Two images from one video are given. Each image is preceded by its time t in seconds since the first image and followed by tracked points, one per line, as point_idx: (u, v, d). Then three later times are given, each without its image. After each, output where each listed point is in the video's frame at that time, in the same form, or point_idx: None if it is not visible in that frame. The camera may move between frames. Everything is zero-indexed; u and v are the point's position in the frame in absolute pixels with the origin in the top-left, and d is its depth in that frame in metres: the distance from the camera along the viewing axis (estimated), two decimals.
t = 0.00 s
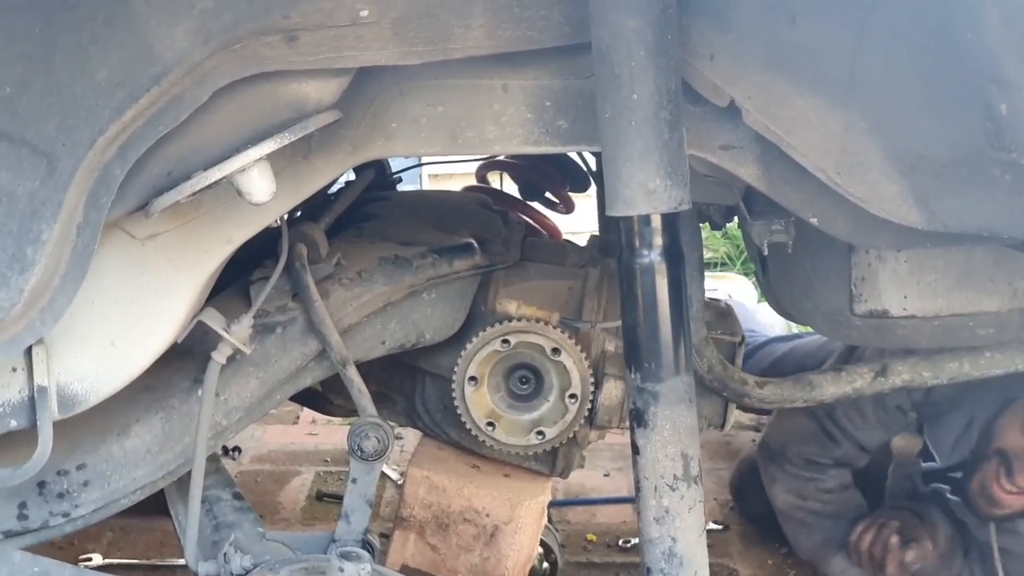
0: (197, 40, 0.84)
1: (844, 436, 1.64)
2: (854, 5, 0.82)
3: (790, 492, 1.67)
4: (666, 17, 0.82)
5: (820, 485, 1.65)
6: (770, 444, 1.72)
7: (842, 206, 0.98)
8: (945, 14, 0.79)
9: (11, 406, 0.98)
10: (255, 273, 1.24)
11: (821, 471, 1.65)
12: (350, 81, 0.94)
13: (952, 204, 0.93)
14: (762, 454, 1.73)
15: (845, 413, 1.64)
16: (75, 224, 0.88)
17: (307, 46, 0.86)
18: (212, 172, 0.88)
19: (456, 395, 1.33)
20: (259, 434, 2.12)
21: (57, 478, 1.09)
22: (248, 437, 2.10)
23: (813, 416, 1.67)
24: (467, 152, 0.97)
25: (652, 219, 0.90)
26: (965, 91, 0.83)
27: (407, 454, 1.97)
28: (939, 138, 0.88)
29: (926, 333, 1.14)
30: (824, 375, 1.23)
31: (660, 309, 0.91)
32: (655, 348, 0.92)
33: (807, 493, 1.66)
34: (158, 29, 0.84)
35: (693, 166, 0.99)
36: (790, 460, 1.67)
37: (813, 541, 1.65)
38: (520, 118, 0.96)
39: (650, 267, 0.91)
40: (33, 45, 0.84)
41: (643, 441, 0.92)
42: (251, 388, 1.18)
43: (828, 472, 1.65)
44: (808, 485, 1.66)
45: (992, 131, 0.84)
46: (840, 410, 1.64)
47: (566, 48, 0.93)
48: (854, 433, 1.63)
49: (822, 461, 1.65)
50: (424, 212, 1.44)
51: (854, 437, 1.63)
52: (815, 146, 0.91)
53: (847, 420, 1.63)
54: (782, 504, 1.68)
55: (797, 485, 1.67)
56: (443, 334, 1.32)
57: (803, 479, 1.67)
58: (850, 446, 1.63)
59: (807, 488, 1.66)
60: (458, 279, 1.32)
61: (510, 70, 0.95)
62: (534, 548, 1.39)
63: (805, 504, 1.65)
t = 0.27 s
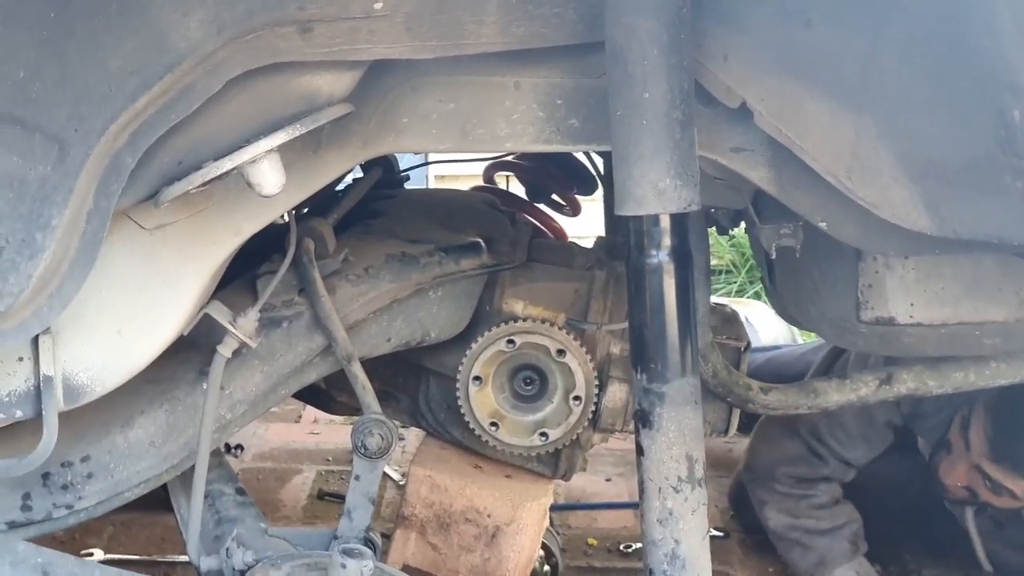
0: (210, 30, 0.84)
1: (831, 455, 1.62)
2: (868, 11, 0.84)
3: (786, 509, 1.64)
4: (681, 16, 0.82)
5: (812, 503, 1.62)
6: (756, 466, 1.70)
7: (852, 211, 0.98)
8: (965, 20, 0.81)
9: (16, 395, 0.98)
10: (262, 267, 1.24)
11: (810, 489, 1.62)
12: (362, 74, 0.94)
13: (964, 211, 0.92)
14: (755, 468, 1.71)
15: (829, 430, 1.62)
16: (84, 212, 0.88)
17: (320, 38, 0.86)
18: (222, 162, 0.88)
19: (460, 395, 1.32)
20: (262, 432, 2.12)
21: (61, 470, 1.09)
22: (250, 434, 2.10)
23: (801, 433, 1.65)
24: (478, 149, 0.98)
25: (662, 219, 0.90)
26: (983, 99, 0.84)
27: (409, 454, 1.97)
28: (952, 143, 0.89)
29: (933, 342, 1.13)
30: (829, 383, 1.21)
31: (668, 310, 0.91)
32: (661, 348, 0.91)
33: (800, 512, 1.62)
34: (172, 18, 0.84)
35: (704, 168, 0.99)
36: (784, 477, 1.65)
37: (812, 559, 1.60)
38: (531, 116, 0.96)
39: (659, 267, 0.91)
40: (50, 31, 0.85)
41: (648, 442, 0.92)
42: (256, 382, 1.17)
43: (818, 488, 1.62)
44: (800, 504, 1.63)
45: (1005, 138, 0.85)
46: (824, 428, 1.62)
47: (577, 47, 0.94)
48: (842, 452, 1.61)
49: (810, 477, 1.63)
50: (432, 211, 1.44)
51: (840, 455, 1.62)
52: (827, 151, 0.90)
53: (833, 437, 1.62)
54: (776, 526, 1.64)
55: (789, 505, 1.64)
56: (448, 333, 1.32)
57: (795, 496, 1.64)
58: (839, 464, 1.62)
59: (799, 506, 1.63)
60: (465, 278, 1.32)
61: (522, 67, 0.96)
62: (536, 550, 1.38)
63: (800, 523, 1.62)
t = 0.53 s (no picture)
0: (223, 31, 0.85)
1: (840, 471, 1.64)
2: (882, 17, 0.83)
3: (796, 516, 1.63)
4: (693, 22, 0.82)
5: (821, 511, 1.62)
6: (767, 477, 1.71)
7: (863, 218, 0.98)
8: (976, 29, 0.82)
9: (24, 395, 0.98)
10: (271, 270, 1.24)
11: (819, 498, 1.63)
12: (374, 77, 0.94)
13: (974, 217, 0.93)
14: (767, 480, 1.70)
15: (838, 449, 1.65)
16: (95, 212, 0.89)
17: (332, 40, 0.87)
18: (233, 164, 0.89)
19: (467, 400, 1.32)
20: (269, 435, 2.12)
21: (68, 470, 1.09)
22: (257, 438, 2.10)
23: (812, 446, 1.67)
24: (488, 152, 0.98)
25: (673, 224, 0.90)
26: (992, 108, 0.86)
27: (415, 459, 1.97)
28: (961, 151, 0.89)
29: (942, 351, 1.12)
30: (838, 392, 1.21)
31: (677, 315, 0.91)
32: (670, 354, 0.91)
33: (809, 520, 1.62)
34: (185, 19, 0.85)
35: (714, 173, 0.98)
36: (795, 484, 1.65)
37: (820, 565, 1.59)
38: (543, 120, 0.96)
39: (669, 272, 0.91)
40: (63, 32, 0.85)
41: (656, 447, 0.91)
42: (264, 384, 1.17)
43: (826, 499, 1.64)
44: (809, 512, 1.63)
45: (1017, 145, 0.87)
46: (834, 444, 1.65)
47: (588, 52, 0.94)
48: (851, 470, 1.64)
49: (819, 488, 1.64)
50: (441, 215, 1.44)
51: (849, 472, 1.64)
52: (838, 157, 0.90)
53: (842, 454, 1.64)
54: (785, 534, 1.63)
55: (798, 513, 1.63)
56: (457, 337, 1.32)
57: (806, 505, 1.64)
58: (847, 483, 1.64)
59: (808, 514, 1.63)
60: (474, 283, 1.31)
61: (534, 72, 0.96)
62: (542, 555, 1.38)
63: (808, 531, 1.61)
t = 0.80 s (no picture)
0: (225, 30, 0.85)
1: (832, 487, 1.63)
2: (884, 17, 0.83)
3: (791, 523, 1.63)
4: (695, 22, 0.82)
5: (816, 517, 1.62)
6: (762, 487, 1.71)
7: (865, 218, 0.97)
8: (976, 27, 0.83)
9: (25, 394, 0.98)
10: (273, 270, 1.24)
11: (814, 506, 1.63)
12: (375, 77, 0.95)
13: (977, 218, 0.92)
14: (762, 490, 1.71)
15: (831, 465, 1.64)
16: (96, 211, 0.89)
17: (334, 39, 0.87)
18: (234, 163, 0.89)
19: (469, 400, 1.32)
20: (270, 436, 2.12)
21: (69, 469, 1.09)
22: (258, 439, 2.10)
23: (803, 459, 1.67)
24: (490, 152, 0.98)
25: (674, 224, 0.89)
26: (994, 108, 0.86)
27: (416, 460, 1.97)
28: (964, 151, 0.89)
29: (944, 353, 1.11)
30: (839, 393, 1.20)
31: (679, 315, 0.91)
32: (671, 354, 0.91)
33: (804, 527, 1.61)
34: (187, 18, 0.85)
35: (716, 174, 0.98)
36: (788, 493, 1.65)
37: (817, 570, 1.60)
38: (545, 120, 0.96)
39: (671, 272, 0.91)
40: (64, 31, 0.85)
41: (658, 447, 0.91)
42: (265, 384, 1.17)
43: (821, 508, 1.63)
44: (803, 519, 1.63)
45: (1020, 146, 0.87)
46: (824, 459, 1.64)
47: (590, 52, 0.94)
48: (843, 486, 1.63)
49: (813, 497, 1.64)
50: (442, 216, 1.44)
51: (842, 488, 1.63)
52: (840, 157, 0.89)
53: (834, 470, 1.63)
54: (780, 541, 1.63)
55: (794, 520, 1.62)
56: (458, 338, 1.32)
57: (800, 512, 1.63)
58: (840, 497, 1.63)
59: (803, 521, 1.62)
60: (476, 283, 1.31)
61: (536, 72, 0.96)
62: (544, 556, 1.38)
63: (804, 537, 1.60)
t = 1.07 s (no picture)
0: (211, 34, 0.84)
1: (841, 480, 1.67)
2: (877, 17, 0.83)
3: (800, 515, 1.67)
4: (684, 23, 0.82)
5: (824, 510, 1.65)
6: (774, 478, 1.75)
7: (857, 218, 0.97)
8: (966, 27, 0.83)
9: (13, 403, 0.97)
10: (264, 275, 1.23)
11: (822, 498, 1.66)
12: (364, 80, 0.94)
13: (967, 218, 0.92)
14: (776, 481, 1.75)
15: (841, 460, 1.67)
16: (83, 219, 0.89)
17: (322, 43, 0.87)
18: (222, 169, 0.89)
19: (463, 404, 1.32)
20: (265, 441, 2.12)
21: (60, 478, 1.08)
22: (253, 444, 2.10)
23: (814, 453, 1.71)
24: (481, 156, 0.98)
25: (665, 226, 0.89)
26: (983, 109, 0.87)
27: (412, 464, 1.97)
28: (954, 151, 0.89)
29: (935, 351, 1.11)
30: (831, 391, 1.21)
31: (672, 318, 0.90)
32: (664, 356, 0.91)
33: (811, 518, 1.66)
34: (173, 23, 0.84)
35: (706, 176, 0.98)
36: (798, 485, 1.69)
37: (821, 563, 1.64)
38: (535, 122, 0.96)
39: (662, 274, 0.90)
40: (49, 36, 0.85)
41: (650, 450, 0.91)
42: (258, 390, 1.17)
43: (830, 501, 1.66)
44: (812, 511, 1.67)
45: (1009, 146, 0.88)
46: (835, 453, 1.68)
47: (579, 54, 0.94)
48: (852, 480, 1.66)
49: (823, 489, 1.67)
50: (435, 220, 1.44)
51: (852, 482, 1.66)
52: (830, 156, 0.88)
53: (844, 464, 1.66)
54: (789, 531, 1.67)
55: (801, 511, 1.67)
56: (451, 342, 1.31)
57: (808, 504, 1.67)
58: (849, 491, 1.66)
59: (811, 513, 1.66)
60: (469, 287, 1.31)
61: (526, 74, 0.96)
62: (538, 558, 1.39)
63: (811, 529, 1.64)
